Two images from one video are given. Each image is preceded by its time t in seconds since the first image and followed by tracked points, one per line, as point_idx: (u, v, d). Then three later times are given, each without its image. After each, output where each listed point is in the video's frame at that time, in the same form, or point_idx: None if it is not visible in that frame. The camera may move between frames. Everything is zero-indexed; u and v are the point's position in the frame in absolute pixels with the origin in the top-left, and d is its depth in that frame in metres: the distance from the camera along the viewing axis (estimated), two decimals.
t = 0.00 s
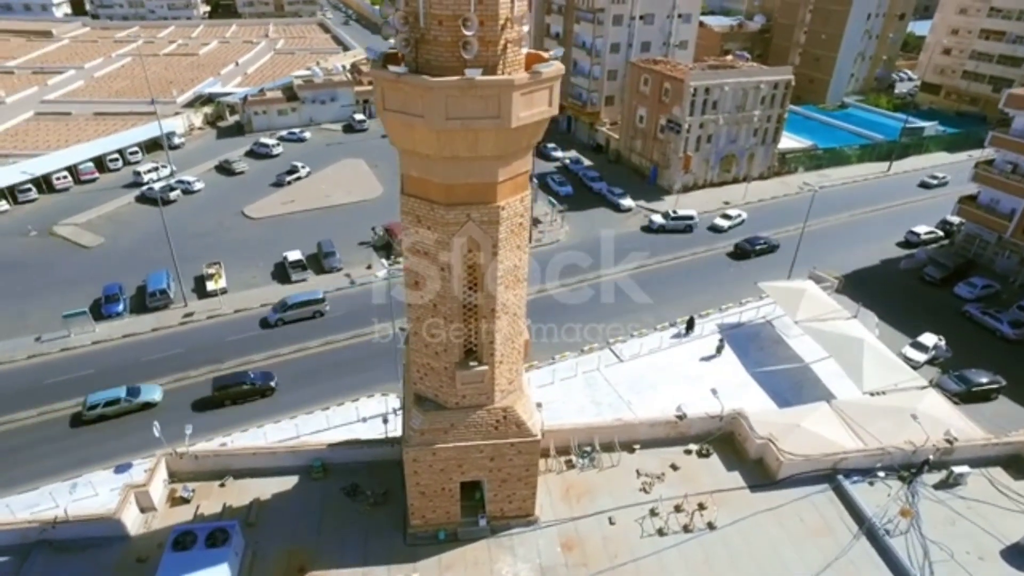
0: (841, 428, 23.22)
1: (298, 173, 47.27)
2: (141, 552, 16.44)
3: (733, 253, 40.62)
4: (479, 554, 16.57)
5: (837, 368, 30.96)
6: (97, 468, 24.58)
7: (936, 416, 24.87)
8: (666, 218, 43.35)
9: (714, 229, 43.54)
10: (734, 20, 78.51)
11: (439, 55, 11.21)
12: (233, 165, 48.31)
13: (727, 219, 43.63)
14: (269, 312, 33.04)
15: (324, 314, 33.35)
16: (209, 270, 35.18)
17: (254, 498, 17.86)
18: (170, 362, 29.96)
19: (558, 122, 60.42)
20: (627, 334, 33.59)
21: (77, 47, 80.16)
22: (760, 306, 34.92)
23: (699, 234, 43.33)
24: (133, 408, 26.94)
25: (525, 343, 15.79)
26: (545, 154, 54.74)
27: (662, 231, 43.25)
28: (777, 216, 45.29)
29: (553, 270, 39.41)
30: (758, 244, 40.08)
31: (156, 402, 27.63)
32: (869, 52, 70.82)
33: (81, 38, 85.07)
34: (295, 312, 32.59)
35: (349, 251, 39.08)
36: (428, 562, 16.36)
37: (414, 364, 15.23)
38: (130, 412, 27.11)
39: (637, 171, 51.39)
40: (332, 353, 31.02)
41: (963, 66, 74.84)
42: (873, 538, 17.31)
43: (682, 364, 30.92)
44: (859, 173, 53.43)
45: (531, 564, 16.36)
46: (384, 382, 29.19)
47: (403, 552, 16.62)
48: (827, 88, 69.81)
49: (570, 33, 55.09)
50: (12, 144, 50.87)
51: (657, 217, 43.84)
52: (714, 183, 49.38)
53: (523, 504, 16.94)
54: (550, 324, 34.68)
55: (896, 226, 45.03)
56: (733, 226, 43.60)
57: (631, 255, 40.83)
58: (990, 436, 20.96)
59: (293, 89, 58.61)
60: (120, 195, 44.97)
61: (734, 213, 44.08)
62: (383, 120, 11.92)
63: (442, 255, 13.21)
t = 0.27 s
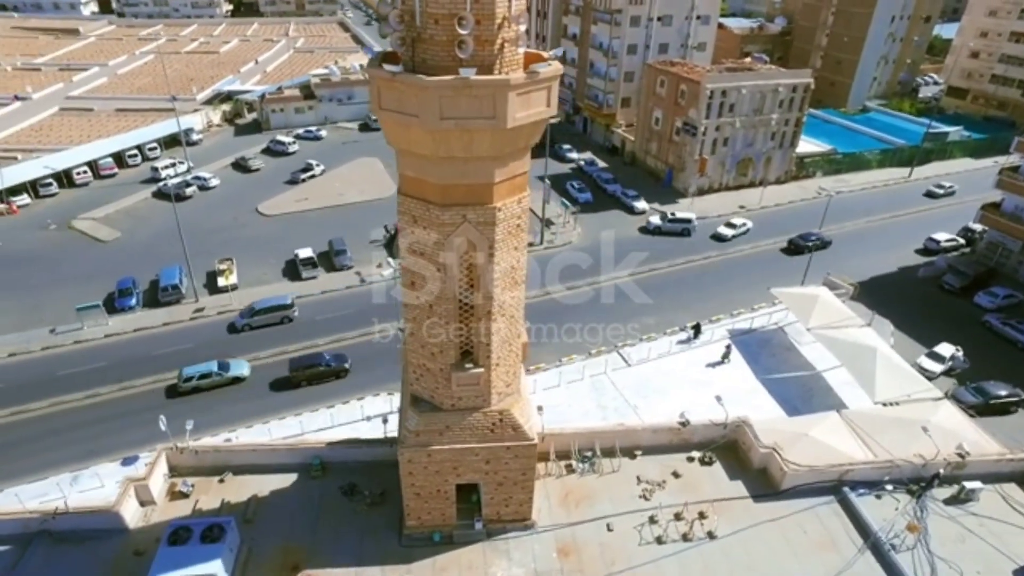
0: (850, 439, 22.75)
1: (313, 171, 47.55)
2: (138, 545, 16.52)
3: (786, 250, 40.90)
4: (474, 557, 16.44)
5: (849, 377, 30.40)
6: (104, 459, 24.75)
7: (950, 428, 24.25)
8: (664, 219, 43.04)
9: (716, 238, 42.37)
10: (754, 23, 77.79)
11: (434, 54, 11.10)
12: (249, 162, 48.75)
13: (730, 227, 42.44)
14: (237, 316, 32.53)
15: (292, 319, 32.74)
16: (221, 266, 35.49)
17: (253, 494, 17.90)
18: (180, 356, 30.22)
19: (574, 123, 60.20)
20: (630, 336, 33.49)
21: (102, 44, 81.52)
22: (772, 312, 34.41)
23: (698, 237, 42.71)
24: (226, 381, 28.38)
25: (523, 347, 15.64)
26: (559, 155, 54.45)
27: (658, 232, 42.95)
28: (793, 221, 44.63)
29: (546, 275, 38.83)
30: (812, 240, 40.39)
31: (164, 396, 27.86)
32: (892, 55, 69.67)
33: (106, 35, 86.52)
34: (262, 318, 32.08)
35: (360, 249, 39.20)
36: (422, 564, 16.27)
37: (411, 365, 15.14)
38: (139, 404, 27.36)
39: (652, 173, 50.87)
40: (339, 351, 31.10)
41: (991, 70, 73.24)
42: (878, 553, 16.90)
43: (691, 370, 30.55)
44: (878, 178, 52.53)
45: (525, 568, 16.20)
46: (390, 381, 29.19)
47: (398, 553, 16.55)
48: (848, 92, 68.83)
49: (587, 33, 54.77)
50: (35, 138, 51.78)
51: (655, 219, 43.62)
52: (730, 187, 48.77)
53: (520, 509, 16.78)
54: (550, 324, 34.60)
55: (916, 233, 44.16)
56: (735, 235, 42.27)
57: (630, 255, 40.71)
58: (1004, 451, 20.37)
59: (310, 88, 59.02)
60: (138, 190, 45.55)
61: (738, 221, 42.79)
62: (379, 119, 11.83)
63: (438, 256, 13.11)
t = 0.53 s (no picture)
0: (862, 450, 22.22)
1: (329, 169, 47.85)
2: (138, 537, 16.65)
3: (842, 246, 41.49)
4: (470, 560, 16.32)
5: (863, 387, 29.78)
6: (113, 450, 24.99)
7: (966, 443, 23.54)
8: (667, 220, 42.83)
9: (717, 247, 41.20)
10: (778, 25, 76.95)
11: (431, 52, 11.01)
12: (267, 159, 49.20)
13: (733, 236, 41.26)
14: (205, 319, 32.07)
15: (260, 323, 32.27)
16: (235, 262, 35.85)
17: (252, 489, 17.96)
18: (191, 350, 30.52)
19: (591, 124, 59.79)
20: (629, 336, 33.38)
21: (129, 41, 82.89)
22: (786, 318, 33.83)
23: (699, 241, 42.19)
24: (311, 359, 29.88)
25: (522, 349, 15.48)
26: (576, 156, 54.06)
27: (660, 232, 42.91)
28: (812, 226, 43.85)
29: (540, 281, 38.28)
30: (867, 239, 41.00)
31: (174, 389, 28.15)
32: (919, 59, 68.34)
33: (134, 32, 87.98)
34: (228, 321, 31.59)
35: (373, 247, 39.32)
36: (417, 565, 16.18)
37: (408, 365, 15.06)
38: (149, 396, 27.65)
39: (668, 175, 50.31)
40: (348, 348, 31.20)
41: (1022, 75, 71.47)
42: (884, 569, 16.44)
43: (701, 376, 30.12)
44: (901, 184, 51.49)
45: (520, 573, 16.05)
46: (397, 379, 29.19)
47: (394, 553, 16.48)
48: (872, 96, 67.75)
49: (606, 34, 54.36)
50: (60, 133, 52.73)
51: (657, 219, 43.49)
52: (748, 191, 48.06)
53: (517, 512, 16.62)
54: (549, 323, 34.47)
55: (939, 241, 43.19)
56: (738, 244, 41.02)
57: (630, 255, 40.59)
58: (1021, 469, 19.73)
59: (330, 86, 59.42)
60: (158, 185, 46.18)
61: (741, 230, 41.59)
62: (376, 117, 11.76)
63: (435, 256, 13.00)
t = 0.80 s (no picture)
0: (877, 465, 21.57)
1: (349, 167, 48.14)
2: (139, 530, 16.80)
3: (908, 247, 41.95)
4: (466, 564, 16.17)
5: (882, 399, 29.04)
6: (125, 441, 25.31)
7: (987, 461, 22.72)
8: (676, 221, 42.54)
9: (718, 257, 39.94)
10: (806, 28, 75.73)
11: (428, 51, 10.88)
12: (288, 156, 49.68)
13: (734, 247, 39.93)
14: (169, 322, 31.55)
15: (223, 327, 31.65)
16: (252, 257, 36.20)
17: (253, 486, 18.02)
18: (205, 344, 30.85)
19: (612, 126, 59.24)
20: (629, 336, 33.31)
21: (160, 38, 84.41)
22: (804, 327, 33.14)
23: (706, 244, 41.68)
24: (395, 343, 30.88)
25: (523, 353, 15.29)
26: (596, 158, 53.56)
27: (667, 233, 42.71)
28: (835, 233, 42.89)
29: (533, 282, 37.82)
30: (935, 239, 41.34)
31: (187, 382, 28.45)
32: (953, 63, 66.69)
33: (165, 29, 89.58)
34: (191, 325, 31.09)
35: (388, 246, 39.41)
36: (413, 567, 16.08)
37: (407, 366, 14.95)
38: (162, 389, 27.97)
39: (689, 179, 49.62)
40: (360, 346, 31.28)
41: None
42: None
43: (714, 383, 29.62)
44: (931, 192, 50.21)
45: None
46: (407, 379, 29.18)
47: (391, 555, 16.40)
48: (902, 101, 66.35)
49: (630, 36, 53.83)
50: (90, 128, 53.80)
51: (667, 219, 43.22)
52: (770, 197, 47.21)
53: (515, 518, 16.42)
54: (550, 323, 34.33)
55: (967, 250, 41.99)
56: (738, 255, 39.69)
57: (630, 256, 40.43)
58: None
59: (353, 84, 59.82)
60: (181, 180, 46.86)
61: (745, 240, 40.21)
62: (374, 116, 11.66)
63: (433, 256, 12.87)
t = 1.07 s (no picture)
0: (890, 479, 20.98)
1: (364, 166, 48.34)
2: (139, 527, 16.91)
3: (967, 250, 41.78)
4: (462, 571, 16.03)
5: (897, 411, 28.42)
6: (133, 436, 25.55)
7: (1004, 479, 22.05)
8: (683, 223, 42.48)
9: (712, 266, 39.14)
10: (829, 31, 74.67)
11: (424, 54, 10.76)
12: (304, 155, 50.01)
13: (730, 256, 39.06)
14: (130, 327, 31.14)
15: (187, 332, 31.31)
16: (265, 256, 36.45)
17: (253, 485, 18.04)
18: (216, 342, 31.08)
19: (629, 128, 58.65)
20: (633, 338, 33.17)
21: (184, 37, 85.61)
22: (818, 334, 32.59)
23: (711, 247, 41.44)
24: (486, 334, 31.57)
25: (522, 359, 15.11)
26: (612, 160, 53.10)
27: (674, 234, 42.69)
28: (855, 240, 42.06)
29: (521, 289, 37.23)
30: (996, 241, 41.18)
31: (196, 379, 28.68)
32: (980, 68, 65.34)
33: (189, 28, 90.85)
34: (153, 328, 30.70)
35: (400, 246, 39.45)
36: (409, 573, 15.97)
37: (405, 370, 14.85)
38: (172, 386, 28.22)
39: (705, 183, 49.03)
40: (368, 346, 31.31)
41: None
42: None
43: (724, 391, 29.17)
44: (954, 199, 49.13)
45: None
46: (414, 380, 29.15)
47: (387, 559, 16.32)
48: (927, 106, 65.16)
49: (648, 38, 53.37)
50: (112, 125, 54.65)
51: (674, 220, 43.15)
52: (787, 202, 46.49)
53: (512, 525, 16.23)
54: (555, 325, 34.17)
55: (991, 259, 40.96)
56: (733, 264, 38.84)
57: (638, 259, 40.08)
58: None
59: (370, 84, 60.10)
60: (198, 178, 47.36)
61: (742, 250, 39.32)
62: (371, 119, 11.56)
63: (429, 261, 12.76)
